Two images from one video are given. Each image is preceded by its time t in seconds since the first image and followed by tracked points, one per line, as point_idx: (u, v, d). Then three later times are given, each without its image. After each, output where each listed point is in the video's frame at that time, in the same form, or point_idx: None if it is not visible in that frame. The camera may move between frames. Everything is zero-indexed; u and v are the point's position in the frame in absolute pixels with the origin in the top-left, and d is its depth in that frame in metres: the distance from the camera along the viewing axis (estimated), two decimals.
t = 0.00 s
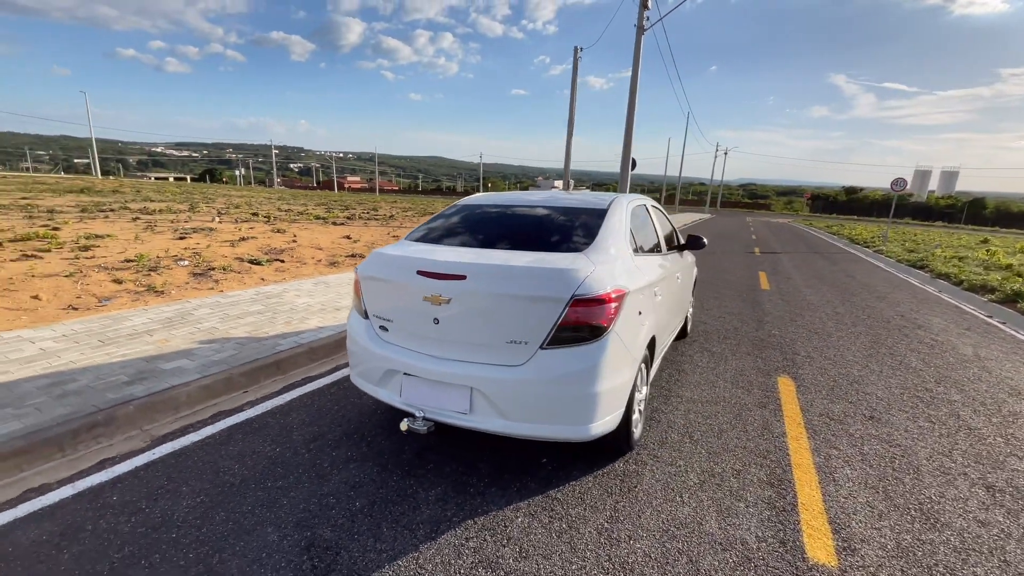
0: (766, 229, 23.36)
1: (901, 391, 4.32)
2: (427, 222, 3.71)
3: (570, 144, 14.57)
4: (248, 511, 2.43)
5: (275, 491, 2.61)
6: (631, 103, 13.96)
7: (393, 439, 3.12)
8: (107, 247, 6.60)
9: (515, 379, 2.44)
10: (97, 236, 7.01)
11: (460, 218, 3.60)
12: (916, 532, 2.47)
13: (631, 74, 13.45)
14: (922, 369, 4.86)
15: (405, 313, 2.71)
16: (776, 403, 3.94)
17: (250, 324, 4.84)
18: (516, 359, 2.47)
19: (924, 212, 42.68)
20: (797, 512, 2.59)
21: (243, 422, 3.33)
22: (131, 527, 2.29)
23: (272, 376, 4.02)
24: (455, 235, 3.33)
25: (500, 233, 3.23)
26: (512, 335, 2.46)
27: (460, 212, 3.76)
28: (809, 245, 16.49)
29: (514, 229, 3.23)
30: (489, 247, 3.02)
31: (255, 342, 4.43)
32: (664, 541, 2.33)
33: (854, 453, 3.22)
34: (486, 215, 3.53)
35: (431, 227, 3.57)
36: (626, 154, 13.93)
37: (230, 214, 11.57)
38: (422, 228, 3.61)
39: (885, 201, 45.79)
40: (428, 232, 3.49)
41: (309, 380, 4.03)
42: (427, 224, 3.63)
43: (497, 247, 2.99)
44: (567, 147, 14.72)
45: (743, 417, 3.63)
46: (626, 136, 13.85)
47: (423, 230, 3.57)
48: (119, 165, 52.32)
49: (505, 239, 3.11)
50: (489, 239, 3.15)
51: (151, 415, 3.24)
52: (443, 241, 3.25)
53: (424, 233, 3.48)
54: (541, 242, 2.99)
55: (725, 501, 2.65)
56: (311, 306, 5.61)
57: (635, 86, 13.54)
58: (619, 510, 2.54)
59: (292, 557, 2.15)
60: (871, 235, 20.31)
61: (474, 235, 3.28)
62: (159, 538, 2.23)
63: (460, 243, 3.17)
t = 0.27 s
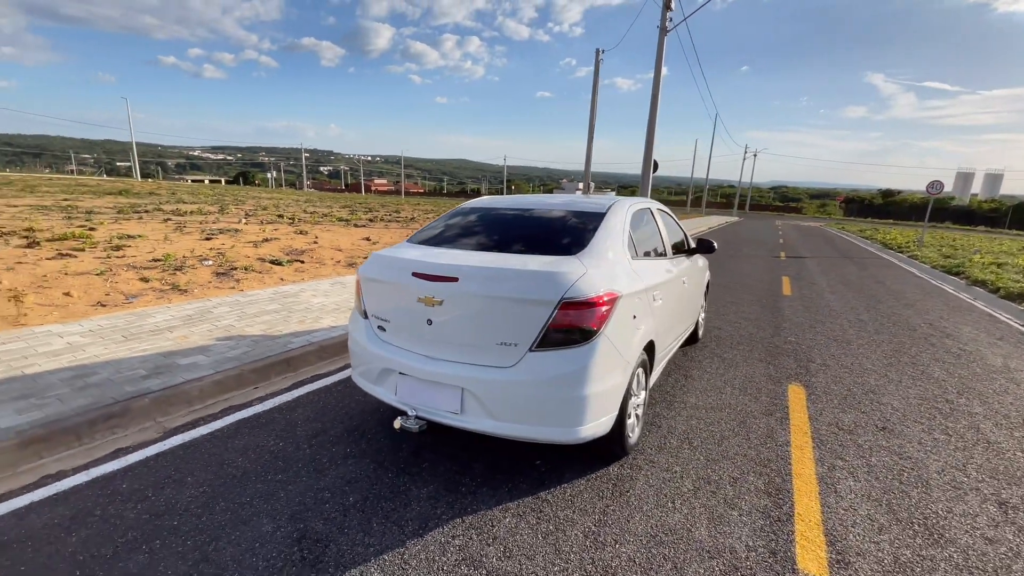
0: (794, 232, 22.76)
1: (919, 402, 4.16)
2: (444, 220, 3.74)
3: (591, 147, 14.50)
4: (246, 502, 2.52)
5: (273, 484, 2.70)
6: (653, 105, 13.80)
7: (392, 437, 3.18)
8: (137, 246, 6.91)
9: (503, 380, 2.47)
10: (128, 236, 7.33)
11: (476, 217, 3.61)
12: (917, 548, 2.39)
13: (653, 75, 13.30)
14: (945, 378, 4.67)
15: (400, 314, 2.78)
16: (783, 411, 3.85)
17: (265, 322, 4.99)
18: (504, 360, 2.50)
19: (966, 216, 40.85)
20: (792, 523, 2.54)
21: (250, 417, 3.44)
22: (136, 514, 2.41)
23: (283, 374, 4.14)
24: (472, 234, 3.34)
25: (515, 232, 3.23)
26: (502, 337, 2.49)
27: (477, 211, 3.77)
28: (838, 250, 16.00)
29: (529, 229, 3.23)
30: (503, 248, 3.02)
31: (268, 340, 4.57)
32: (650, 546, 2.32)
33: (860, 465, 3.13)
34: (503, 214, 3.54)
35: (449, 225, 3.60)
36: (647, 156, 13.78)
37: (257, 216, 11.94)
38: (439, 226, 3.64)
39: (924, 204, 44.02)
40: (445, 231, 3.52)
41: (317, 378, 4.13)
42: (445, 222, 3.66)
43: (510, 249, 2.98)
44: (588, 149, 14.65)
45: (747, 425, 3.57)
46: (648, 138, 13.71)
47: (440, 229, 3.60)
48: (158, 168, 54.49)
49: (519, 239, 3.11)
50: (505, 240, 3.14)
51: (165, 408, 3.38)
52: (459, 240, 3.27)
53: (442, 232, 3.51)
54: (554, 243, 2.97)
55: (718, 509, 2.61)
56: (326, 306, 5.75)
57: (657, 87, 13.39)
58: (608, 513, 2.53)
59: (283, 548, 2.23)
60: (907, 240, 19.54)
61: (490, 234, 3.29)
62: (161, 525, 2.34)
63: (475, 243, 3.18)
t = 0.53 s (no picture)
0: (825, 236, 22.04)
1: (942, 411, 3.97)
2: (460, 215, 3.74)
3: (612, 148, 14.36)
4: (242, 490, 2.58)
5: (269, 474, 2.75)
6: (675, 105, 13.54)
7: (391, 432, 3.21)
8: (164, 243, 7.17)
9: (493, 377, 2.46)
10: (156, 233, 7.61)
11: (493, 213, 3.60)
12: (923, 563, 2.27)
13: (677, 74, 13.07)
14: (972, 387, 4.44)
15: (396, 309, 2.80)
16: (793, 417, 3.73)
17: (279, 318, 5.10)
18: (495, 356, 2.49)
19: (1012, 220, 38.93)
20: (791, 531, 2.46)
21: (256, 408, 3.52)
22: (138, 498, 2.49)
23: (292, 368, 4.22)
24: (488, 230, 3.34)
25: (530, 229, 3.21)
26: (493, 333, 2.48)
27: (494, 207, 3.77)
28: (871, 254, 15.41)
29: (544, 226, 3.21)
30: (517, 246, 3.00)
31: (280, 335, 4.67)
32: (639, 549, 2.27)
33: (870, 474, 3.00)
34: (519, 210, 3.53)
35: (465, 221, 3.60)
36: (670, 157, 13.56)
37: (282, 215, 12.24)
38: (456, 221, 3.65)
39: (966, 207, 42.15)
40: (461, 226, 3.52)
41: (325, 373, 4.20)
42: (461, 217, 3.66)
43: (522, 247, 2.96)
44: (609, 150, 14.53)
45: (753, 430, 3.47)
46: (671, 139, 13.47)
47: (457, 224, 3.60)
48: (194, 170, 56.45)
49: (534, 237, 3.09)
50: (520, 237, 3.12)
51: (176, 398, 3.49)
52: (476, 236, 3.27)
53: (459, 227, 3.52)
54: (568, 240, 2.94)
55: (714, 514, 2.54)
56: (340, 303, 5.84)
57: (681, 87, 13.15)
58: (598, 514, 2.49)
59: (273, 536, 2.27)
60: (945, 244, 18.70)
61: (505, 230, 3.28)
62: (160, 509, 2.41)
63: (490, 239, 3.17)
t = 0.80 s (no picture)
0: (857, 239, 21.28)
1: (964, 424, 3.76)
2: (476, 211, 3.69)
3: (634, 148, 14.16)
4: (236, 483, 2.63)
5: (263, 467, 2.80)
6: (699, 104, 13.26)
7: (387, 430, 3.22)
8: (188, 241, 7.40)
9: (480, 378, 2.45)
10: (181, 232, 7.87)
11: (509, 210, 3.55)
12: None
13: (701, 73, 12.81)
14: (1000, 400, 4.21)
15: (390, 308, 2.81)
16: (801, 426, 3.60)
17: (291, 315, 5.19)
18: (483, 356, 2.48)
19: None
20: (785, 545, 2.36)
21: (259, 403, 3.59)
22: (136, 487, 2.56)
23: (298, 364, 4.30)
24: (502, 227, 3.29)
25: (544, 227, 3.14)
26: (480, 334, 2.47)
27: (509, 204, 3.72)
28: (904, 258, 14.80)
29: (557, 224, 3.14)
30: (527, 244, 2.94)
31: (290, 332, 4.76)
32: (623, 557, 2.22)
33: (877, 488, 2.87)
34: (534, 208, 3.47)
35: (480, 217, 3.56)
36: (693, 157, 13.30)
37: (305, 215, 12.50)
38: (472, 217, 3.60)
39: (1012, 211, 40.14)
40: (476, 222, 3.48)
41: (330, 370, 4.26)
42: (476, 213, 3.62)
43: (533, 246, 2.88)
44: (630, 151, 14.34)
45: (757, 439, 3.35)
46: (694, 139, 13.20)
47: (472, 220, 3.56)
48: (228, 170, 58.24)
49: (545, 235, 3.02)
50: (534, 236, 3.05)
51: (183, 391, 3.59)
52: (490, 233, 3.23)
53: (474, 223, 3.47)
54: (575, 239, 2.89)
55: (705, 524, 2.47)
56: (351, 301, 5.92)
57: (705, 86, 12.88)
58: (585, 519, 2.45)
59: (259, 530, 2.31)
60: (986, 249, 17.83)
61: (520, 228, 3.23)
62: (155, 499, 2.48)
63: (503, 237, 3.12)
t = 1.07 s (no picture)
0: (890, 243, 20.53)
1: (986, 438, 3.59)
2: (492, 209, 3.68)
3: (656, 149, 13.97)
4: (235, 477, 2.70)
5: (264, 462, 2.87)
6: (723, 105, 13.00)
7: (386, 429, 3.26)
8: (212, 240, 7.64)
9: (471, 379, 2.46)
10: (206, 231, 8.12)
11: (526, 210, 3.53)
12: None
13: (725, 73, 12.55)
14: None
15: (388, 308, 2.85)
16: (810, 436, 3.49)
17: (304, 313, 5.30)
18: (473, 358, 2.49)
19: None
20: (780, 557, 2.30)
21: (267, 399, 3.68)
22: (141, 478, 2.66)
23: (308, 362, 4.38)
24: (518, 226, 3.27)
25: (559, 227, 3.10)
26: (472, 335, 2.48)
27: (525, 204, 3.69)
28: (939, 264, 14.21)
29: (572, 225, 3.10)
30: (540, 245, 2.92)
31: (302, 330, 4.86)
32: (610, 564, 2.20)
33: (884, 502, 2.76)
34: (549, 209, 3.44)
35: (497, 216, 3.54)
36: (716, 159, 13.04)
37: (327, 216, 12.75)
38: (488, 216, 3.59)
39: None
40: (492, 221, 3.47)
41: (338, 368, 4.33)
42: (493, 212, 3.60)
43: (543, 247, 2.87)
44: (651, 152, 14.17)
45: (761, 448, 3.27)
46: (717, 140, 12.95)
47: (488, 219, 3.55)
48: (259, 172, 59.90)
49: (559, 236, 2.99)
50: (546, 236, 3.03)
51: (195, 385, 3.71)
52: (505, 232, 3.21)
53: (489, 222, 3.46)
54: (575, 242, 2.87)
55: (698, 533, 2.42)
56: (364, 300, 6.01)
57: (729, 86, 12.62)
58: (575, 524, 2.43)
59: (253, 522, 2.36)
60: None
61: (535, 227, 3.20)
62: (158, 490, 2.57)
63: (519, 236, 3.11)
